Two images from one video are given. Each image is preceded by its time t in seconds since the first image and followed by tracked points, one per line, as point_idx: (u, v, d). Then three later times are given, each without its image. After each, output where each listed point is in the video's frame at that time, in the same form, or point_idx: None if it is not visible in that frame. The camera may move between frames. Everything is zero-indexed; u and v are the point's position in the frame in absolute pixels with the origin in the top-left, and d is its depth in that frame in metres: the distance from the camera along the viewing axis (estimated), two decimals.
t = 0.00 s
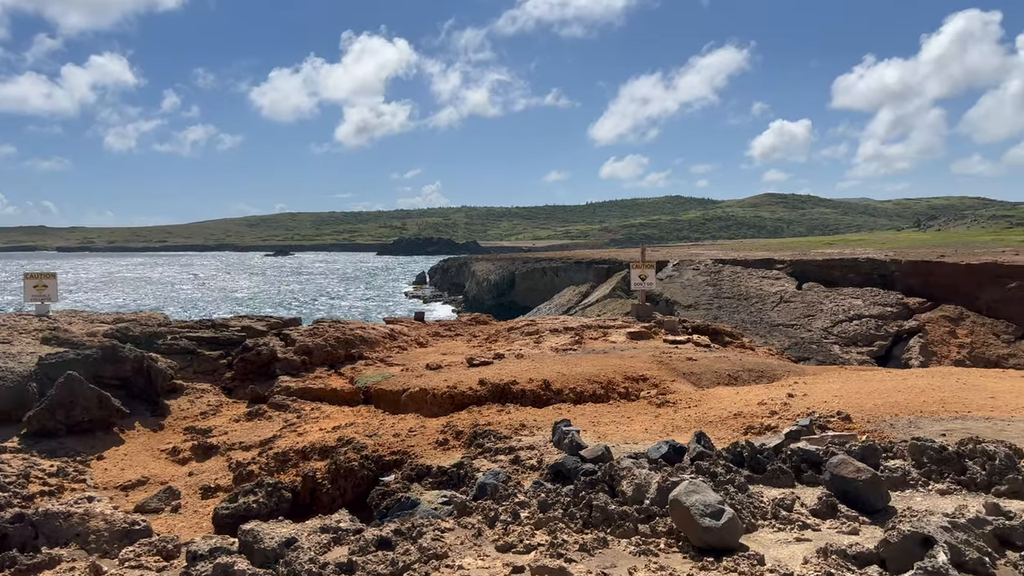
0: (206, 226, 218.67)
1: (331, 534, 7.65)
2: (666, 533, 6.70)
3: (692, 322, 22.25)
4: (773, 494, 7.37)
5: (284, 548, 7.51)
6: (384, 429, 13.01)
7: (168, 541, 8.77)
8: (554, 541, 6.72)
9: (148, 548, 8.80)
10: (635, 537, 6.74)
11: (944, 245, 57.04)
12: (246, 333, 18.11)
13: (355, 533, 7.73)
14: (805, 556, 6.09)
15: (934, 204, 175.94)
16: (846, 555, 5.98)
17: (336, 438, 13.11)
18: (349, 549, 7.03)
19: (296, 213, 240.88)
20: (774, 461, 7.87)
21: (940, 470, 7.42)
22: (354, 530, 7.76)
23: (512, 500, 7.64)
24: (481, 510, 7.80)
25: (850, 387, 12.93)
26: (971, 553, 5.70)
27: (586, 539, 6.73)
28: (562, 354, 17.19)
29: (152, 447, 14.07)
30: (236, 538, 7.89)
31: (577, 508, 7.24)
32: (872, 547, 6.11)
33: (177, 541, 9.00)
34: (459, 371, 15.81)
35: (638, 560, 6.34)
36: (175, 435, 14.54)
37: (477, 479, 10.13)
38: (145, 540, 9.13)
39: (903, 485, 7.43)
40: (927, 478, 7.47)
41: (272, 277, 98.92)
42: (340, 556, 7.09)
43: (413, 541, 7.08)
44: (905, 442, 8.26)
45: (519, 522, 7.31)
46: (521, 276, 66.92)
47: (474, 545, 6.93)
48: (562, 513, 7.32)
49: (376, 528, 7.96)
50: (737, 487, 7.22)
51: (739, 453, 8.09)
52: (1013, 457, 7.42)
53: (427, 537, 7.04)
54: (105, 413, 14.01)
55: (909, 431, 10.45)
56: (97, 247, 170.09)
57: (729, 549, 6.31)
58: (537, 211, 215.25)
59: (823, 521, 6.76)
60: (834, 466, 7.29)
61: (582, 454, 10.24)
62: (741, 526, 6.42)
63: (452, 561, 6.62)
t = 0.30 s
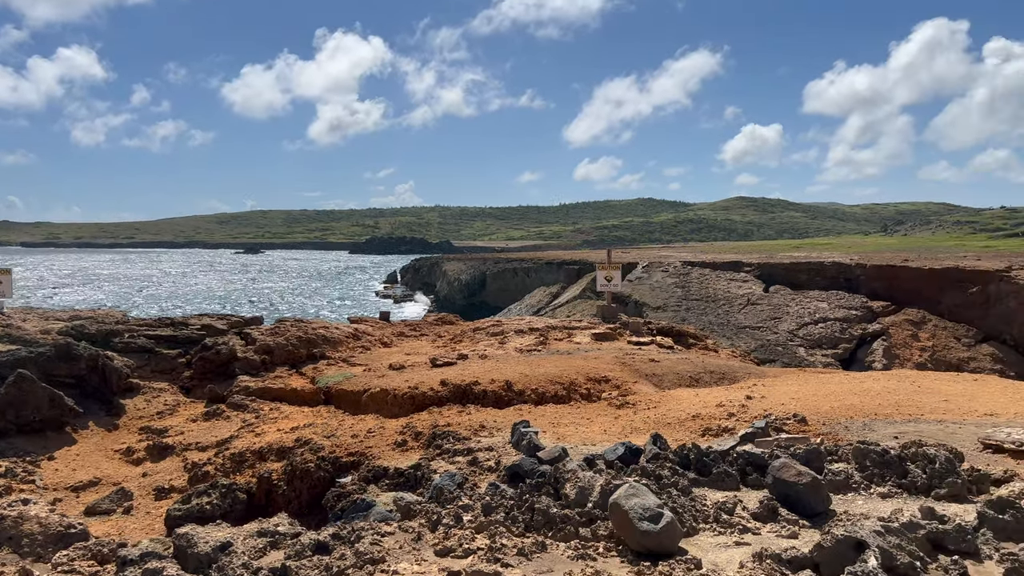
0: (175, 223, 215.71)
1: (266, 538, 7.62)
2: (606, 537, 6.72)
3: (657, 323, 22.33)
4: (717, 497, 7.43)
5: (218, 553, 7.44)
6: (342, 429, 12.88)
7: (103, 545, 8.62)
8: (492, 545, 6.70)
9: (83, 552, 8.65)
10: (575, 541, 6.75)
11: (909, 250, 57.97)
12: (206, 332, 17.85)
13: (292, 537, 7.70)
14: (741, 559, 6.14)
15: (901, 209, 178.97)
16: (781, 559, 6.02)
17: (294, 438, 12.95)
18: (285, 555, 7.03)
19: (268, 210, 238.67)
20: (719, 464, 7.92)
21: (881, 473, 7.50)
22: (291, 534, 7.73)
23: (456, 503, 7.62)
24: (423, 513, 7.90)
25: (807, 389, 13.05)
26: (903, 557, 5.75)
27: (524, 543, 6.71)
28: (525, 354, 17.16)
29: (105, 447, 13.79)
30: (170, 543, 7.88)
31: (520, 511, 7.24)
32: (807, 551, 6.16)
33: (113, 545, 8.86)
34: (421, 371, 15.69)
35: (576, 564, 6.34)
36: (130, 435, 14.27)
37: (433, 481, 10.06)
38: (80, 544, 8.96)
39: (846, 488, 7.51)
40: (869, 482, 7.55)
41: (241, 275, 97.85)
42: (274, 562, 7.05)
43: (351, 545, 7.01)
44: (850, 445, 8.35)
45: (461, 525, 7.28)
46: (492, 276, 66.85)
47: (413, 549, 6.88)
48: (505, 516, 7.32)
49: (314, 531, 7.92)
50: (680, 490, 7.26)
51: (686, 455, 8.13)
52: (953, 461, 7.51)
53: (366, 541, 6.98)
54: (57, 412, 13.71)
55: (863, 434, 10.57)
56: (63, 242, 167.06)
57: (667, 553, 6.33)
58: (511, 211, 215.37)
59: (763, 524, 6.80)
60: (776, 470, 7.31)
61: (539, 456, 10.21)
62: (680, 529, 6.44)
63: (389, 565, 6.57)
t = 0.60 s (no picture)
0: (150, 223, 213.35)
1: (205, 545, 7.57)
2: (552, 541, 6.69)
3: (630, 324, 22.32)
4: (670, 500, 7.41)
5: (153, 561, 7.34)
6: (306, 432, 12.71)
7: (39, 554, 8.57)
8: (436, 551, 6.68)
9: (18, 561, 8.55)
10: (521, 546, 6.73)
11: (882, 252, 58.56)
12: (171, 333, 17.59)
13: (233, 544, 7.67)
14: (686, 564, 6.11)
15: (875, 211, 181.10)
16: (725, 565, 5.95)
17: (257, 441, 12.76)
18: (222, 562, 6.97)
19: (245, 211, 236.89)
20: (674, 465, 7.90)
21: (834, 475, 7.49)
22: (231, 541, 7.69)
23: (403, 508, 7.62)
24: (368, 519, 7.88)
25: (774, 390, 13.07)
26: (846, 561, 5.70)
27: (468, 549, 6.70)
28: (495, 355, 17.05)
29: (64, 451, 13.52)
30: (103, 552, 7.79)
31: (468, 515, 7.22)
32: (751, 555, 6.10)
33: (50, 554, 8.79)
34: (390, 373, 15.53)
35: (519, 572, 6.32)
36: (90, 438, 14.00)
37: (395, 484, 9.92)
38: (16, 552, 8.80)
39: (799, 490, 7.51)
40: (822, 484, 7.55)
41: (217, 276, 96.90)
42: (210, 570, 7.00)
43: (291, 551, 7.05)
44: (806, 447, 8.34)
45: (406, 531, 7.28)
46: (470, 277, 66.69)
47: (355, 556, 6.89)
48: (452, 520, 7.31)
49: (256, 538, 7.87)
50: (632, 493, 7.23)
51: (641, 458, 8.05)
52: (905, 462, 7.49)
53: (306, 549, 6.96)
54: (12, 416, 13.44)
55: (828, 435, 10.59)
56: (35, 243, 164.63)
57: (612, 558, 6.29)
58: (490, 212, 215.27)
59: (713, 527, 6.78)
60: (728, 472, 7.24)
61: (503, 458, 10.11)
62: (627, 533, 6.41)
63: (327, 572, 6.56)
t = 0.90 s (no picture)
0: (130, 227, 211.29)
1: (138, 561, 7.38)
2: (501, 553, 6.56)
3: (607, 326, 22.20)
4: (628, 507, 7.30)
5: None
6: (273, 438, 12.47)
7: None
8: (378, 566, 6.60)
9: None
10: (467, 558, 6.62)
11: (861, 253, 58.89)
12: (139, 338, 17.27)
13: (169, 558, 7.50)
14: None
15: (856, 213, 182.60)
16: None
17: (223, 447, 12.50)
18: None
19: (226, 214, 235.08)
20: (633, 472, 7.86)
21: (795, 481, 7.40)
22: (167, 556, 7.52)
23: (350, 520, 7.54)
24: (317, 531, 7.76)
25: (747, 392, 12.98)
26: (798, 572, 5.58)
27: (412, 562, 6.59)
28: (469, 358, 16.85)
29: (25, 459, 13.20)
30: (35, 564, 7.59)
31: (417, 526, 7.14)
32: (702, 566, 5.95)
33: None
34: (361, 377, 15.29)
35: None
36: (53, 446, 13.68)
37: (360, 492, 9.72)
38: None
39: (759, 496, 7.41)
40: (783, 489, 7.45)
41: (196, 280, 95.97)
42: None
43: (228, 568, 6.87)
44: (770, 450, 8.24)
45: (353, 543, 7.20)
46: (451, 280, 66.43)
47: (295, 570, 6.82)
48: (400, 532, 7.22)
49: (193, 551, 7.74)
50: (586, 502, 7.13)
51: (600, 464, 8.04)
52: (867, 466, 7.42)
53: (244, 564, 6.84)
54: None
55: (799, 437, 10.51)
56: (12, 247, 162.48)
57: (560, 570, 6.14)
58: (473, 215, 215.00)
59: (668, 536, 6.67)
60: (685, 479, 7.12)
61: (471, 463, 9.93)
62: (577, 544, 6.23)
63: None
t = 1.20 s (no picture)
0: (114, 232, 209.69)
1: None
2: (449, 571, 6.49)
3: (588, 329, 22.07)
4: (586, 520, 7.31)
5: None
6: (243, 447, 12.25)
7: None
8: None
9: None
10: None
11: (845, 254, 59.08)
12: (111, 345, 17.02)
13: None
14: None
15: (841, 214, 183.65)
16: None
17: (192, 457, 12.26)
18: None
19: (212, 219, 233.71)
20: (592, 482, 7.89)
21: (757, 491, 7.32)
22: None
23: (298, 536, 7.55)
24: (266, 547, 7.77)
25: (723, 396, 12.89)
26: None
27: None
28: (447, 363, 16.66)
29: None
30: None
31: (366, 544, 7.14)
32: None
33: None
34: (335, 384, 15.07)
35: None
36: (19, 457, 13.42)
37: (328, 503, 9.55)
38: None
39: (721, 507, 7.32)
40: (745, 500, 7.36)
41: (180, 285, 95.22)
42: None
43: None
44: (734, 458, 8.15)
45: (299, 561, 7.21)
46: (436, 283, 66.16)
47: None
48: (349, 548, 7.25)
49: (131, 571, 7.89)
50: (540, 516, 7.06)
51: (560, 476, 8.04)
52: (829, 476, 7.37)
53: None
54: None
55: (774, 442, 10.41)
56: None
57: None
58: (461, 218, 214.75)
59: (624, 551, 6.60)
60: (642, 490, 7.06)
61: (441, 472, 9.76)
62: (526, 559, 6.09)
63: None
